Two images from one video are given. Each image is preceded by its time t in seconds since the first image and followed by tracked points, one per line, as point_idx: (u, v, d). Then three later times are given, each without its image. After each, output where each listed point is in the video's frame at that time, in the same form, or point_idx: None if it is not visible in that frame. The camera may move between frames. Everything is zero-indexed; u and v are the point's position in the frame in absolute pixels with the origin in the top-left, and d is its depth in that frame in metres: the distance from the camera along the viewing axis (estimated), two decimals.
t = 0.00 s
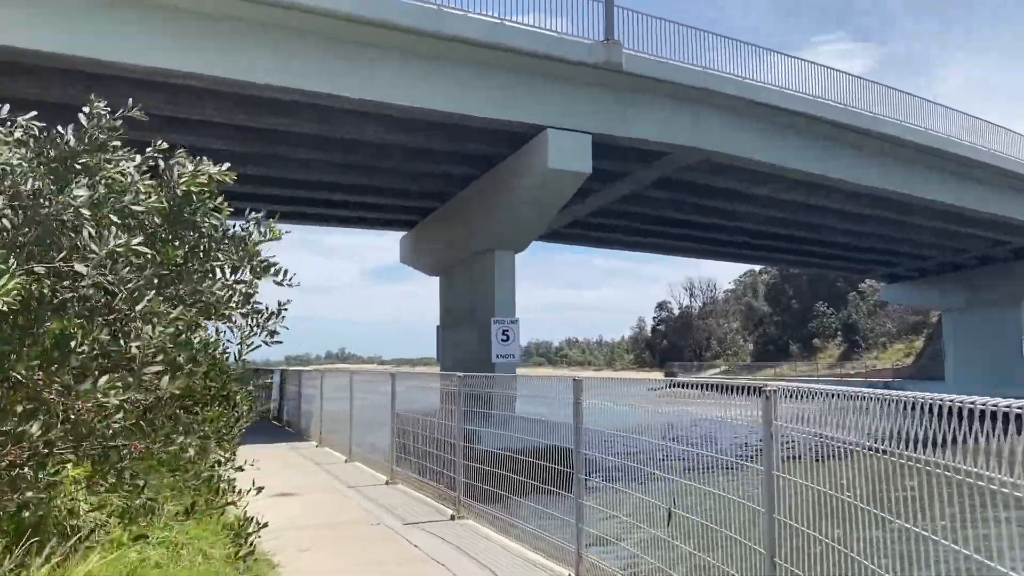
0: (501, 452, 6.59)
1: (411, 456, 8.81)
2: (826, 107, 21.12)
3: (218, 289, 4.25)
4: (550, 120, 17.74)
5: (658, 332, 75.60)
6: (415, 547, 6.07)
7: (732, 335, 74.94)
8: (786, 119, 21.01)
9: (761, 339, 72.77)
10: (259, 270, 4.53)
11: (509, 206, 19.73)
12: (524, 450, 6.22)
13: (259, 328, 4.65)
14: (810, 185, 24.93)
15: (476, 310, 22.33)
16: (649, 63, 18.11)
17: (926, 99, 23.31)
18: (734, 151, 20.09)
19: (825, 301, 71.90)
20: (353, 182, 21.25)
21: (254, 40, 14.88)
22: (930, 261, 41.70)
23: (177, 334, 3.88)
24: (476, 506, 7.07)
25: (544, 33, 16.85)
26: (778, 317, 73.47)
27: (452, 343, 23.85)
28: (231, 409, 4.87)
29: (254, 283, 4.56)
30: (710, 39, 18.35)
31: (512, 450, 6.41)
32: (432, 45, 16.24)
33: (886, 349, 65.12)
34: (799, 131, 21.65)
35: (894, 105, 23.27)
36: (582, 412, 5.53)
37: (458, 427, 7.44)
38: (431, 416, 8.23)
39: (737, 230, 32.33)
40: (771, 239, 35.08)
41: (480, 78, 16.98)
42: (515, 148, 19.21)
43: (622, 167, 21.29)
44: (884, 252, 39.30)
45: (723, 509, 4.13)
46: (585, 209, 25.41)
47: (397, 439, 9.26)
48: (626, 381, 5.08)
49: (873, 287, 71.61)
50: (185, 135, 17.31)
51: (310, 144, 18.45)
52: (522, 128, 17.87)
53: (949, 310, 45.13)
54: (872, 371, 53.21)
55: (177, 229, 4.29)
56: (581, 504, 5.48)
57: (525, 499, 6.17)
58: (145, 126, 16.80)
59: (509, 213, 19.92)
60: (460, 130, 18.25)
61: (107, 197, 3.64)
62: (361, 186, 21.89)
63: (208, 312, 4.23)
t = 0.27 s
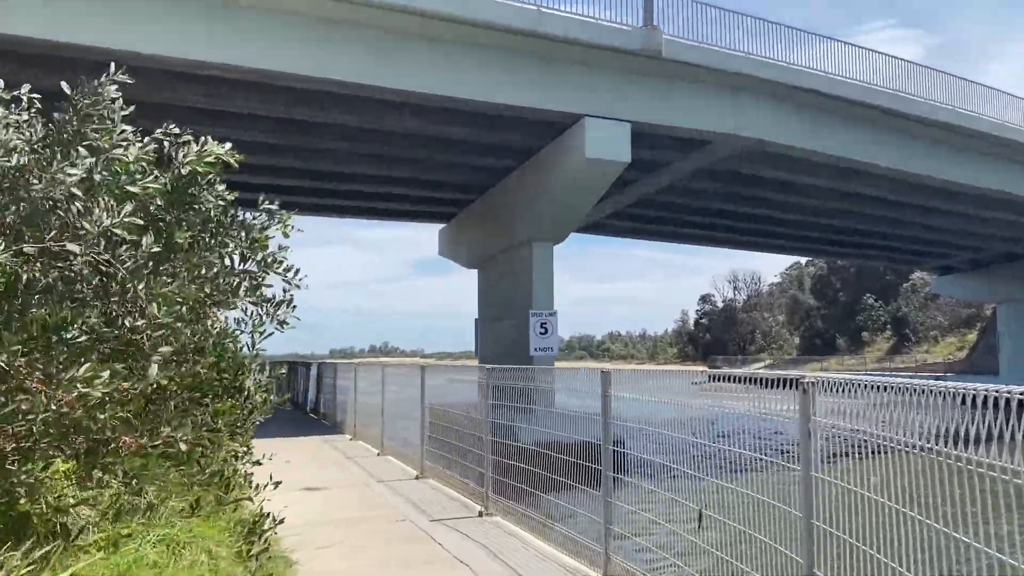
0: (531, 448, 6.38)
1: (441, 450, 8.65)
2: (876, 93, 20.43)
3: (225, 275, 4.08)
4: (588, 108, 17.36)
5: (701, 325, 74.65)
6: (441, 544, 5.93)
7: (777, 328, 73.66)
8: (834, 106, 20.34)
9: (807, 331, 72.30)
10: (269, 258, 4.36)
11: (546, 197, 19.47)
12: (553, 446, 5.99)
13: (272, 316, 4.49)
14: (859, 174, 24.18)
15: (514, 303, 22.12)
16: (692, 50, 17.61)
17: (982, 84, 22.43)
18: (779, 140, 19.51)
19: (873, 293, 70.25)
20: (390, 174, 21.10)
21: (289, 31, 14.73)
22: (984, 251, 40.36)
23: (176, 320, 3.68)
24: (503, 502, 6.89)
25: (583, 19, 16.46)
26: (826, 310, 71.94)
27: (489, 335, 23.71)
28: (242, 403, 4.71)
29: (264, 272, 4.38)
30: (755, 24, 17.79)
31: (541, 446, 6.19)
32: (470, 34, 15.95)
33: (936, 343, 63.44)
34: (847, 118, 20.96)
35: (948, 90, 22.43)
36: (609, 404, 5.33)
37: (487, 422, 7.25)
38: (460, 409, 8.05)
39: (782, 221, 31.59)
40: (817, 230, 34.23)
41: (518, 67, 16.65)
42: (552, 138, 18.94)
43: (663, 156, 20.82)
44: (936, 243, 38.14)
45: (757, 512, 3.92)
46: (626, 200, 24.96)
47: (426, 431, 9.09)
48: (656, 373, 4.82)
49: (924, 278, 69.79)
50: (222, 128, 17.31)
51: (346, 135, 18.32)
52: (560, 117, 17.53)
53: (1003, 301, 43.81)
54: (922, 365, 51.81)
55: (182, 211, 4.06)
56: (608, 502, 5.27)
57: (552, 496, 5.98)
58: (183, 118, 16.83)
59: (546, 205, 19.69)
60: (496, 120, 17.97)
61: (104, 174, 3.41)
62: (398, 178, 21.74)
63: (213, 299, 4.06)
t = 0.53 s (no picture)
0: (561, 447, 6.13)
1: (471, 447, 8.45)
2: (926, 80, 19.71)
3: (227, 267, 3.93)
4: (625, 98, 17.00)
5: (742, 320, 73.51)
6: (465, 547, 5.73)
7: (821, 322, 72.20)
8: (881, 93, 19.68)
9: (852, 326, 70.65)
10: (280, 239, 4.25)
11: (582, 189, 19.16)
12: (585, 444, 5.74)
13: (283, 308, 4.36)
14: (907, 164, 23.44)
15: (551, 297, 21.84)
16: (733, 37, 17.12)
17: None
18: (823, 128, 18.91)
19: (921, 287, 68.32)
20: (425, 168, 20.95)
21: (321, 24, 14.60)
22: None
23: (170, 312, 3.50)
24: (532, 501, 6.66)
25: (620, 6, 16.08)
26: (871, 304, 70.18)
27: (526, 330, 23.49)
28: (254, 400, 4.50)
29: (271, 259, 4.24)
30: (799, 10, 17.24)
31: (573, 444, 5.94)
32: (504, 24, 15.68)
33: (987, 337, 61.66)
34: (894, 106, 20.28)
35: (1001, 76, 21.60)
36: (641, 401, 5.07)
37: (519, 419, 7.02)
38: (491, 405, 7.83)
39: (826, 213, 30.82)
40: (863, 222, 33.37)
41: (553, 57, 16.34)
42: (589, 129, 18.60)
43: (703, 147, 20.35)
44: (988, 235, 36.95)
45: (798, 518, 3.65)
46: (664, 192, 24.52)
47: (457, 427, 8.89)
48: (694, 369, 4.55)
49: (974, 271, 67.84)
50: (258, 123, 17.29)
51: (380, 129, 18.19)
52: (596, 108, 17.19)
53: None
54: (973, 361, 50.35)
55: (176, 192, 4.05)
56: (640, 504, 5.02)
57: (583, 498, 5.74)
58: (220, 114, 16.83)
59: (583, 197, 19.37)
60: (533, 112, 17.67)
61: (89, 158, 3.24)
62: (433, 172, 21.58)
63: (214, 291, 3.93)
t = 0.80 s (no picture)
0: (592, 448, 5.90)
1: (500, 445, 8.27)
2: (977, 66, 18.98)
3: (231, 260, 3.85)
4: (664, 88, 16.61)
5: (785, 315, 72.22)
6: (490, 552, 5.54)
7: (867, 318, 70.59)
8: (930, 80, 19.00)
9: (899, 321, 68.81)
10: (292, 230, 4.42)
11: (620, 182, 18.84)
12: (616, 445, 5.50)
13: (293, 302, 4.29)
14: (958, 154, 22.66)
15: (588, 292, 21.56)
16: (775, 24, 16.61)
17: None
18: (870, 118, 18.31)
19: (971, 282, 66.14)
20: (461, 162, 20.77)
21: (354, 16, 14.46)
22: None
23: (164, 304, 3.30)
24: (562, 504, 6.43)
25: None
26: (917, 299, 68.27)
27: (562, 324, 23.24)
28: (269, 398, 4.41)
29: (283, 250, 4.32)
30: None
31: (603, 445, 5.70)
32: (539, 13, 15.39)
33: None
34: (945, 93, 19.58)
35: None
36: (673, 400, 4.83)
37: (549, 419, 6.81)
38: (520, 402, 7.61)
39: (872, 206, 30.01)
40: (911, 214, 32.44)
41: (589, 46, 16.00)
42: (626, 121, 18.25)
43: (744, 138, 19.86)
44: None
45: (837, 531, 3.40)
46: (704, 185, 24.04)
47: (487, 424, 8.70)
48: (732, 367, 4.27)
49: None
50: (295, 118, 17.26)
51: (415, 123, 18.05)
52: (634, 99, 16.83)
53: None
54: None
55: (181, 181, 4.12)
56: (672, 510, 4.78)
57: (614, 503, 5.50)
58: (256, 110, 16.83)
59: (621, 190, 19.04)
60: (569, 104, 17.38)
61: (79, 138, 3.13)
62: (469, 166, 21.39)
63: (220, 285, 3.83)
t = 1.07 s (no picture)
0: (620, 450, 5.62)
1: (528, 445, 8.04)
2: None
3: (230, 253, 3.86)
4: (704, 78, 16.16)
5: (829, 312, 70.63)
6: (513, 560, 5.33)
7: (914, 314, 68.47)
8: (983, 67, 18.26)
9: (948, 317, 66.29)
10: (289, 215, 4.41)
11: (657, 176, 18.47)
12: (646, 449, 5.22)
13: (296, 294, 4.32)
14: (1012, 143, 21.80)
15: (625, 288, 21.19)
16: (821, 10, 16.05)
17: None
18: (919, 106, 17.66)
19: None
20: (496, 157, 20.50)
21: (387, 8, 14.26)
22: None
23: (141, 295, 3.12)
24: (589, 508, 6.18)
25: None
26: (968, 294, 64.98)
27: (598, 321, 22.90)
28: (277, 395, 4.60)
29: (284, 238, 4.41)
30: None
31: (631, 447, 5.42)
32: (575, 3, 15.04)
33: None
34: (997, 80, 18.82)
35: None
36: (703, 400, 4.55)
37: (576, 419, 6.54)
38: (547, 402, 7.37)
39: (920, 198, 29.09)
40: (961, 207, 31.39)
41: (628, 36, 15.61)
42: (664, 113, 17.86)
43: (787, 129, 19.29)
44: None
45: (879, 545, 3.10)
46: (745, 178, 23.47)
47: (515, 423, 8.46)
48: (767, 366, 3.97)
49: None
50: (328, 114, 17.15)
51: (448, 117, 17.82)
52: (673, 89, 16.41)
53: None
54: None
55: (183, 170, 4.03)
56: (703, 519, 4.50)
57: (643, 508, 5.24)
58: (292, 106, 16.78)
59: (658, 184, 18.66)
60: (606, 95, 17.01)
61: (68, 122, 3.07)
62: (504, 160, 21.10)
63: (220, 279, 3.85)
